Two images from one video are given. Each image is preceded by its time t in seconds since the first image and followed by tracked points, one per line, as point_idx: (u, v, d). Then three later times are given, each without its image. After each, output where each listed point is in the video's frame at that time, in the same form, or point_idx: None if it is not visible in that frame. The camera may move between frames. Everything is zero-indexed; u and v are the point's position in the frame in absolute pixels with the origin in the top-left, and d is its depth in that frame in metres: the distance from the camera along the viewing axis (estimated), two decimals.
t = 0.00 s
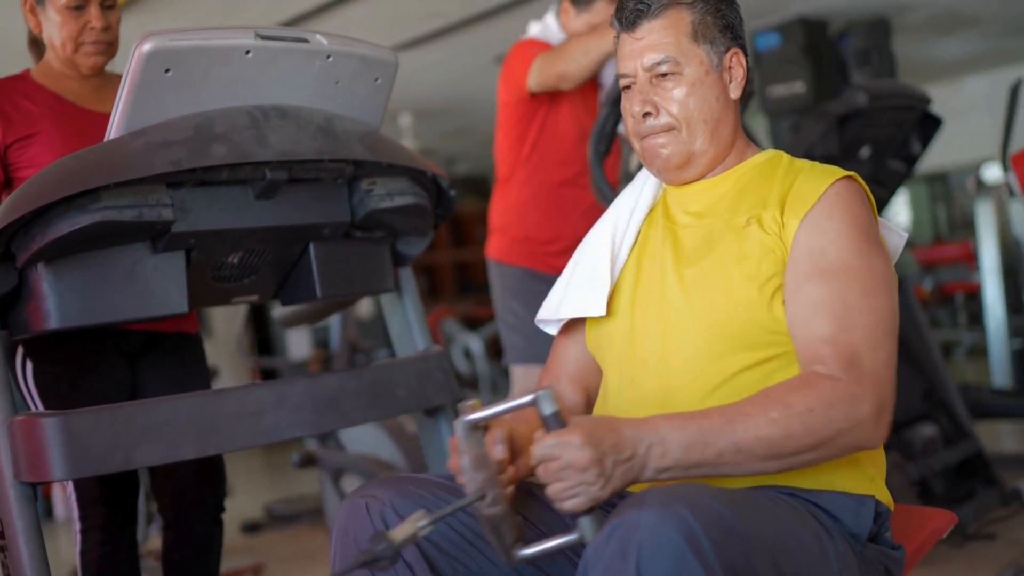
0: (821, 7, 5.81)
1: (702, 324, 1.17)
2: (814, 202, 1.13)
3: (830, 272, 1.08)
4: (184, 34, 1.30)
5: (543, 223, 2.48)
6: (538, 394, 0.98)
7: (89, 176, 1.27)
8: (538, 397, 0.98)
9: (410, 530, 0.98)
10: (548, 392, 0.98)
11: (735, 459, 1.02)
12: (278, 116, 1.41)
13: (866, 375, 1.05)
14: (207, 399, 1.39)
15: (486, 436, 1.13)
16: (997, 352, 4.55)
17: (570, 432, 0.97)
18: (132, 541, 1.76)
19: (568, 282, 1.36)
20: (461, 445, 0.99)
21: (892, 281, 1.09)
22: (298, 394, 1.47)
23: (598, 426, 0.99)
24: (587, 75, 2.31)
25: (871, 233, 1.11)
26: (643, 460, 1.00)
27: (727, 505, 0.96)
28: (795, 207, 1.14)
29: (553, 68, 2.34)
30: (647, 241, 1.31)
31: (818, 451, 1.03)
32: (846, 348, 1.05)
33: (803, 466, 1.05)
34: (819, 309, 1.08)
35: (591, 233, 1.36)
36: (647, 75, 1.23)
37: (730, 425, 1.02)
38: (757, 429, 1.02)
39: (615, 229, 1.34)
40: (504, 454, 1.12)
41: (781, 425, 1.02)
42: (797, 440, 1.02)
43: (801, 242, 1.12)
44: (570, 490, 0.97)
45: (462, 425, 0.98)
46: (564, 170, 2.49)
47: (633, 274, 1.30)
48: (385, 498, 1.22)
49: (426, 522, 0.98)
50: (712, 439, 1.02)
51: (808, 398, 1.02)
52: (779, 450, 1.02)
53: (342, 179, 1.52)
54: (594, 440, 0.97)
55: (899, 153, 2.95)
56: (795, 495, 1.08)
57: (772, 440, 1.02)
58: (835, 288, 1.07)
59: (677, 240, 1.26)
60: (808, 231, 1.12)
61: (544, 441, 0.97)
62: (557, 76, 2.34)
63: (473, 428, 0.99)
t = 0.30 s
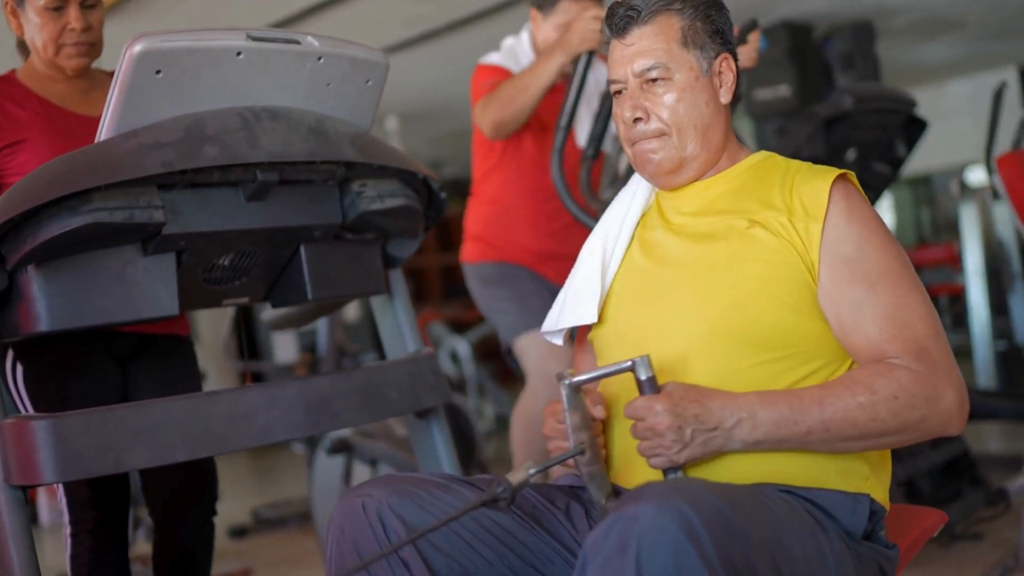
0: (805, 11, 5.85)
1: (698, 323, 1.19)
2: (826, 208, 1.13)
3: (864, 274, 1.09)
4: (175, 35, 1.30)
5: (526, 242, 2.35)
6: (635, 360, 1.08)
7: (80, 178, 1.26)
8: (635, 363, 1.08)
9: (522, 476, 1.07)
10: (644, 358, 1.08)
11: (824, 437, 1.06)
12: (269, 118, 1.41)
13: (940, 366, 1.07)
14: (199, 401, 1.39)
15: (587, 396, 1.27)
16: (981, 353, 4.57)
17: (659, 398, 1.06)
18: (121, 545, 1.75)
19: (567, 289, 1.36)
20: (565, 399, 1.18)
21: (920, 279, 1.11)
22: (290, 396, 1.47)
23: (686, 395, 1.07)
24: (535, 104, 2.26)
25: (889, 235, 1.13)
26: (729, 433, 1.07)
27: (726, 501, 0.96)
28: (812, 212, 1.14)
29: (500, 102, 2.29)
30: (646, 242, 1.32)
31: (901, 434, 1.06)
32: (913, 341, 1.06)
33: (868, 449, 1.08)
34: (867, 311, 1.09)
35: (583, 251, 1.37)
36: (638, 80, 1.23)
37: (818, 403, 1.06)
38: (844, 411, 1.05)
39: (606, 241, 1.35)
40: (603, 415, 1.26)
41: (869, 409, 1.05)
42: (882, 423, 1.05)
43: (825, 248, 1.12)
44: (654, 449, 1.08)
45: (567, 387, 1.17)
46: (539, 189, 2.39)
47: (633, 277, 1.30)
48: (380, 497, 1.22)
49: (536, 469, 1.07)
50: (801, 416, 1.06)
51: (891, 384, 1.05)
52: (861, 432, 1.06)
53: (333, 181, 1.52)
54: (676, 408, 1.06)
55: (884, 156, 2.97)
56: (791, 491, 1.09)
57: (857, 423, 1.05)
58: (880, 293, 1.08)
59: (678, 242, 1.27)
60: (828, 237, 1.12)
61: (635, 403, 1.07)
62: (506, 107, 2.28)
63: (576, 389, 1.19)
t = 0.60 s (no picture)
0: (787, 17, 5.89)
1: (690, 324, 1.19)
2: (817, 209, 1.14)
3: (850, 276, 1.11)
4: (166, 38, 1.30)
5: (501, 227, 2.35)
6: (591, 378, 1.03)
7: (70, 181, 1.26)
8: (591, 381, 1.03)
9: (473, 501, 1.13)
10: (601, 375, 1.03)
11: (783, 451, 1.06)
12: (260, 121, 1.41)
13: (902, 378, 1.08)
14: (190, 405, 1.38)
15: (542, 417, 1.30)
16: (963, 357, 4.61)
17: (619, 415, 1.03)
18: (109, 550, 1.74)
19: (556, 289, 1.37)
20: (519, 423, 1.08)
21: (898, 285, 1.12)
22: (281, 400, 1.47)
23: (646, 411, 1.04)
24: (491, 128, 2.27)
25: (874, 238, 1.14)
26: (691, 448, 1.05)
27: (721, 503, 0.97)
28: (800, 212, 1.15)
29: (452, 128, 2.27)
30: (637, 244, 1.32)
31: (857, 448, 1.07)
32: (879, 352, 1.08)
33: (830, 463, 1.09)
34: (840, 316, 1.10)
35: (569, 255, 1.37)
36: (632, 85, 1.24)
37: (777, 418, 1.06)
38: (803, 425, 1.05)
39: (598, 243, 1.35)
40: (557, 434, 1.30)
41: (828, 424, 1.05)
42: (840, 437, 1.06)
43: (812, 248, 1.13)
44: (615, 469, 1.04)
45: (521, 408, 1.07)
46: (502, 183, 2.39)
47: (624, 278, 1.30)
48: (373, 500, 1.22)
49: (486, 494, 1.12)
50: (761, 431, 1.06)
51: (850, 397, 1.06)
52: (822, 446, 1.06)
53: (323, 184, 1.52)
54: (639, 424, 1.02)
55: (869, 161, 2.99)
56: (784, 493, 1.10)
57: (816, 436, 1.06)
58: (855, 295, 1.10)
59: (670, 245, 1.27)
60: (817, 238, 1.13)
61: (595, 422, 1.03)
62: (460, 133, 2.26)
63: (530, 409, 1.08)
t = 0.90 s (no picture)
0: (776, 19, 5.92)
1: (658, 319, 1.15)
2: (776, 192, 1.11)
3: (786, 252, 1.07)
4: (160, 38, 1.29)
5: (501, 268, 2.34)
6: (461, 424, 0.97)
7: (67, 181, 1.25)
8: (460, 427, 0.97)
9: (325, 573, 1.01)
10: (470, 422, 0.97)
11: (671, 468, 0.99)
12: (255, 121, 1.40)
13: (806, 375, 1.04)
14: (186, 407, 1.38)
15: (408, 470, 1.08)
16: (953, 358, 4.63)
17: (495, 464, 0.94)
18: (104, 554, 1.73)
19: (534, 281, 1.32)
20: (380, 482, 0.97)
21: (848, 274, 1.08)
22: (276, 402, 1.46)
23: (523, 456, 0.96)
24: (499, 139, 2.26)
25: (834, 225, 1.10)
26: (577, 487, 0.97)
27: (718, 502, 0.96)
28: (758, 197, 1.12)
29: (460, 149, 2.27)
30: (617, 241, 1.27)
31: (744, 443, 1.01)
32: (776, 345, 1.04)
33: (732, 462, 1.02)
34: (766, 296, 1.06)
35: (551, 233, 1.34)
36: (612, 81, 1.20)
37: (656, 433, 0.99)
38: (688, 433, 0.99)
39: (584, 226, 1.29)
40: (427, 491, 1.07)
41: (711, 424, 0.99)
42: (728, 435, 1.00)
43: (765, 231, 1.09)
44: (497, 526, 0.95)
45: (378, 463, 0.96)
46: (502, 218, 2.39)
47: (601, 274, 1.26)
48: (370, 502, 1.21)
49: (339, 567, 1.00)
50: (645, 450, 0.99)
51: (730, 390, 1.01)
52: (713, 450, 1.00)
53: (318, 185, 1.51)
54: (519, 469, 0.94)
55: (860, 161, 3.00)
56: (783, 493, 1.09)
57: (702, 441, 0.99)
58: (796, 278, 1.05)
59: (645, 240, 1.23)
60: (775, 222, 1.09)
61: (467, 474, 0.94)
62: (470, 143, 2.26)
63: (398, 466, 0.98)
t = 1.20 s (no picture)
0: (766, 21, 5.94)
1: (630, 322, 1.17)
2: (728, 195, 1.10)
3: (731, 259, 1.03)
4: (152, 41, 1.29)
5: (469, 253, 2.45)
6: (360, 469, 0.85)
7: (58, 184, 1.24)
8: (359, 472, 0.85)
9: None
10: (372, 468, 0.85)
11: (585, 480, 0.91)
12: (248, 124, 1.40)
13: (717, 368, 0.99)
14: (180, 411, 1.37)
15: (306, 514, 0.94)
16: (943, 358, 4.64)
17: (400, 510, 0.83)
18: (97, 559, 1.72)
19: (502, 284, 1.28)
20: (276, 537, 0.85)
21: (799, 274, 1.04)
22: (270, 405, 1.46)
23: (432, 495, 0.86)
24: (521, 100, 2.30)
25: (792, 226, 1.06)
26: (490, 525, 0.87)
27: (715, 502, 0.96)
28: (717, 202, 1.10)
29: (480, 109, 2.33)
30: (593, 250, 1.25)
31: (651, 443, 0.94)
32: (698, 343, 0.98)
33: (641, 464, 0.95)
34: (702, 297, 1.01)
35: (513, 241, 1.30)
36: (579, 84, 1.19)
37: (566, 444, 0.91)
38: (597, 438, 0.91)
39: (564, 226, 1.26)
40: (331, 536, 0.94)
41: (619, 423, 0.92)
42: (637, 433, 0.93)
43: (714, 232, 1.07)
44: None
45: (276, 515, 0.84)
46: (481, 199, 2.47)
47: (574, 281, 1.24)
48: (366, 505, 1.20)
49: None
50: (555, 461, 0.90)
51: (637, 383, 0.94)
52: (624, 453, 0.92)
53: (311, 188, 1.50)
54: (427, 515, 0.83)
55: (850, 162, 3.00)
56: (780, 493, 1.09)
57: (614, 445, 0.91)
58: (737, 279, 1.02)
59: (618, 248, 1.22)
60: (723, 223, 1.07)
61: (370, 524, 0.82)
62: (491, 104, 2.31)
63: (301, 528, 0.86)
